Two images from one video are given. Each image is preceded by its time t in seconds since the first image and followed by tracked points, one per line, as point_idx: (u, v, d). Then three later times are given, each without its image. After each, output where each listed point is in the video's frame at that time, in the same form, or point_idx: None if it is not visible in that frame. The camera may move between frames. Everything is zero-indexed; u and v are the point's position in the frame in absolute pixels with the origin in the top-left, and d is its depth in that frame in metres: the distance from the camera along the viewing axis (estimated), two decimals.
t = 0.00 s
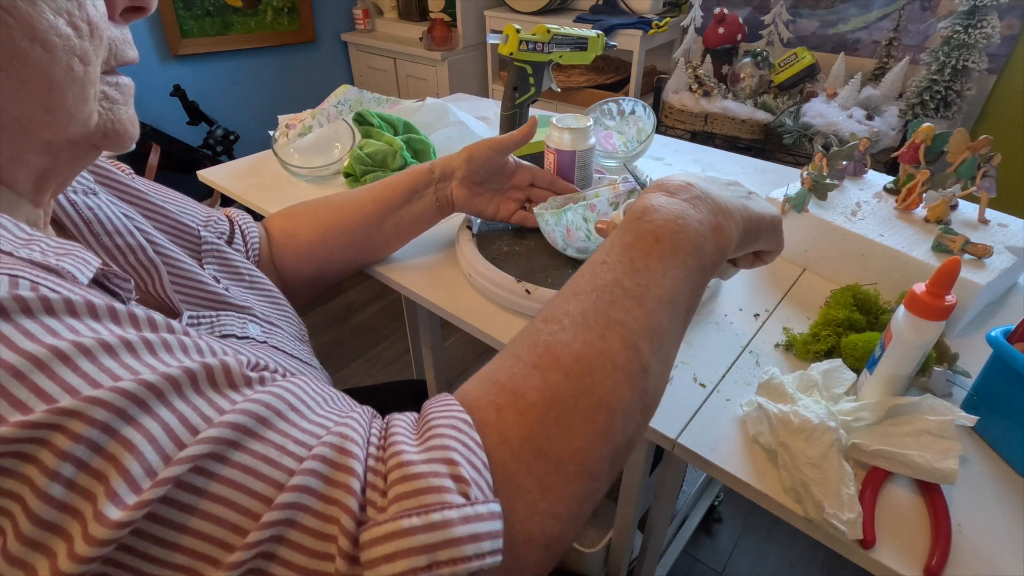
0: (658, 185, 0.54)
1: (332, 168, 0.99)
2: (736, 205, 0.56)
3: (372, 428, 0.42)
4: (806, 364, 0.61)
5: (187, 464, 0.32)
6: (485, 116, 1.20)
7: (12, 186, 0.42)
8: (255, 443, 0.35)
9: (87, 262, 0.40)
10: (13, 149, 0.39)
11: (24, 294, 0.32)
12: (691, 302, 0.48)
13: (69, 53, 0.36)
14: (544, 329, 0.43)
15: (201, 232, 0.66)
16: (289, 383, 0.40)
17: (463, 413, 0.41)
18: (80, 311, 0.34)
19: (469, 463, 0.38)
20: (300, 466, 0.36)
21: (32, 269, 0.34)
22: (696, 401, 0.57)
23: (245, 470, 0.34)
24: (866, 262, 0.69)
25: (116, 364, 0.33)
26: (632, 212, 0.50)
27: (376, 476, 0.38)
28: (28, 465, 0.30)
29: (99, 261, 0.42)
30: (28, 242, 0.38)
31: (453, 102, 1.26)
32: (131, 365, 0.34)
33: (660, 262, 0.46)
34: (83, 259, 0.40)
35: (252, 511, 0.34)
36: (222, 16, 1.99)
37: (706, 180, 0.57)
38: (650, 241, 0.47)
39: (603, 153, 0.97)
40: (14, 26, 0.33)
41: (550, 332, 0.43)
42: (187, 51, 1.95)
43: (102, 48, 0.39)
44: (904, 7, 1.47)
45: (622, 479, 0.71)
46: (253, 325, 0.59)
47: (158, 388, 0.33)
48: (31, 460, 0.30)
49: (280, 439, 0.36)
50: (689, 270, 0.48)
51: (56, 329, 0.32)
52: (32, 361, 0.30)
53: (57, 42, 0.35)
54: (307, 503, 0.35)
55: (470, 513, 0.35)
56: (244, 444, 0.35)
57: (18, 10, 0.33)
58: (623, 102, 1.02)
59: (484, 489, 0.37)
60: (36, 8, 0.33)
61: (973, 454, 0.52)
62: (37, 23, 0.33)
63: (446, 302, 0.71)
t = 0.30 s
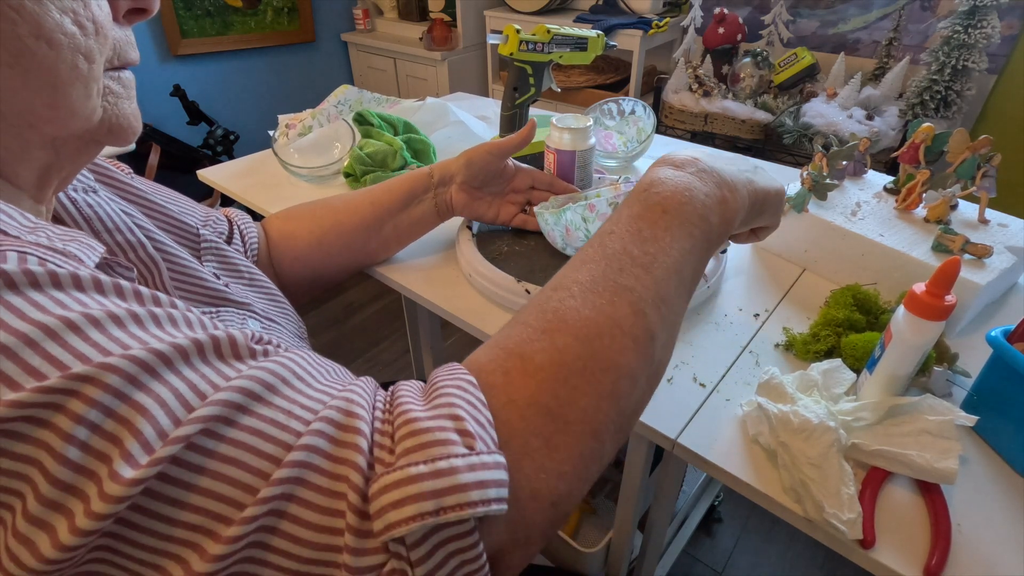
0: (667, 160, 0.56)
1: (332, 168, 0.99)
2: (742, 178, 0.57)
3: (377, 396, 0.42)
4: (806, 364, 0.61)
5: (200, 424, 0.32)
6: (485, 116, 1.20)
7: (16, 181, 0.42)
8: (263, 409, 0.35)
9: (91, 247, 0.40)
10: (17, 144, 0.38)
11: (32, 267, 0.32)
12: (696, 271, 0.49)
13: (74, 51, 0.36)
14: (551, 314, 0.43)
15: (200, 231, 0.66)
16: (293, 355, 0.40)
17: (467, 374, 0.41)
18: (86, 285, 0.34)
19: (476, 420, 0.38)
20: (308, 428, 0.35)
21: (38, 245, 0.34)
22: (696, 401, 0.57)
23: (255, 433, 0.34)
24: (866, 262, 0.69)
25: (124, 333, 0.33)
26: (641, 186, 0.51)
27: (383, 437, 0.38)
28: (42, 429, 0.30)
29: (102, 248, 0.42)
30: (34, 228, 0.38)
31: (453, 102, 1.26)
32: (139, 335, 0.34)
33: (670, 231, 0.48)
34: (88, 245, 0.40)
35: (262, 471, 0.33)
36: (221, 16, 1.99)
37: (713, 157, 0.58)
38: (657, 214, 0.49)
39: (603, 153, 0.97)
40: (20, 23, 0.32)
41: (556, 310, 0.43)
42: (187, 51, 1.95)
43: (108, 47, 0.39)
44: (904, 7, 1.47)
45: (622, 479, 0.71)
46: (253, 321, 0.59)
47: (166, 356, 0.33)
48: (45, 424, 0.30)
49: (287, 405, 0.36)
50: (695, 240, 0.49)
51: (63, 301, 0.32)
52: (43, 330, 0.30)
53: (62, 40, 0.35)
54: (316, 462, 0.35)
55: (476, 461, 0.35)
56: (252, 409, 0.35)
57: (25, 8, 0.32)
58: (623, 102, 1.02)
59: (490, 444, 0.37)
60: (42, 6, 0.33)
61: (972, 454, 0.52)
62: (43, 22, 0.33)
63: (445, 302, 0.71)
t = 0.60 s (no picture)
0: (663, 163, 0.55)
1: (332, 168, 0.99)
2: (742, 177, 0.57)
3: (375, 397, 0.42)
4: (806, 364, 0.61)
5: (194, 420, 0.32)
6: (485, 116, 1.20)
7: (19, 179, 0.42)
8: (259, 407, 0.35)
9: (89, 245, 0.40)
10: (20, 142, 0.38)
11: (31, 264, 0.32)
12: (696, 269, 0.49)
13: (77, 50, 0.36)
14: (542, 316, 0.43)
15: (200, 231, 0.66)
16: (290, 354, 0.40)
17: (466, 375, 0.41)
18: (85, 283, 0.34)
19: (472, 420, 0.38)
20: (303, 427, 0.35)
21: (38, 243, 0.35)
22: (696, 401, 0.57)
23: (249, 432, 0.34)
24: (866, 262, 0.69)
25: (121, 330, 0.33)
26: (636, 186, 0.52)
27: (379, 436, 0.38)
28: (36, 425, 0.30)
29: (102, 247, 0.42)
30: (34, 226, 0.38)
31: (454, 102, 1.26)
32: (134, 332, 0.34)
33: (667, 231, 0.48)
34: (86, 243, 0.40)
35: (256, 470, 0.33)
36: (221, 16, 1.99)
37: (710, 159, 0.58)
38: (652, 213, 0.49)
39: (603, 153, 0.97)
40: (24, 23, 0.32)
41: (551, 308, 0.43)
42: (187, 51, 1.95)
43: (111, 47, 0.39)
44: (904, 7, 1.47)
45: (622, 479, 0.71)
46: (253, 321, 0.59)
47: (162, 354, 0.33)
48: (39, 421, 0.30)
49: (283, 403, 0.36)
50: (692, 238, 0.49)
51: (61, 298, 0.32)
52: (39, 326, 0.30)
53: (66, 40, 0.35)
54: (310, 463, 0.35)
55: (471, 460, 0.35)
56: (247, 408, 0.35)
57: (29, 8, 0.32)
58: (623, 102, 1.02)
59: (487, 444, 0.37)
60: (46, 7, 0.33)
61: (972, 454, 0.52)
62: (47, 21, 0.33)
63: (445, 302, 0.71)
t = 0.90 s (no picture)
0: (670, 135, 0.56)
1: (332, 168, 0.99)
2: (747, 148, 0.58)
3: (387, 355, 0.42)
4: (806, 364, 0.61)
5: (211, 370, 0.32)
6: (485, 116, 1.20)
7: (25, 180, 0.41)
8: (273, 361, 0.35)
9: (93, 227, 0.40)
10: (25, 142, 0.38)
11: (40, 233, 0.32)
12: (705, 232, 0.49)
13: (83, 52, 0.36)
14: (537, 296, 0.43)
15: (200, 231, 0.66)
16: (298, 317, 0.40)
17: (478, 325, 0.41)
18: (93, 252, 0.35)
19: (487, 360, 0.37)
20: (318, 377, 0.36)
21: (46, 218, 0.35)
22: (695, 401, 0.57)
23: (265, 384, 0.34)
24: (866, 262, 0.69)
25: (132, 294, 0.33)
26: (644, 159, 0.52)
27: (396, 384, 0.38)
28: (54, 383, 0.29)
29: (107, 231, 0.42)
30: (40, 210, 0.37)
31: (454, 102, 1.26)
32: (145, 296, 0.34)
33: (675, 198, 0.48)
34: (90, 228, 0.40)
35: (274, 415, 0.33)
36: (221, 16, 1.99)
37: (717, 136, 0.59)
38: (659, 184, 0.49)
39: (603, 153, 0.97)
40: (32, 23, 0.33)
41: (546, 289, 0.43)
42: (187, 51, 1.96)
43: (116, 49, 0.39)
44: (904, 7, 1.47)
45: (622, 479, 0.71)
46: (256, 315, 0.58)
47: (176, 316, 0.33)
48: (57, 379, 0.29)
49: (296, 358, 0.36)
50: (700, 201, 0.49)
51: (71, 266, 0.32)
52: (54, 289, 0.30)
53: (72, 41, 0.35)
54: (328, 409, 0.35)
55: (488, 389, 0.35)
56: (262, 362, 0.35)
57: (36, 8, 0.32)
58: (623, 103, 1.02)
59: (503, 377, 0.37)
60: (54, 8, 0.33)
61: (972, 454, 0.52)
62: (54, 21, 0.33)
63: (445, 302, 0.71)
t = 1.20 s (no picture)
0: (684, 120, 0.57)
1: (333, 168, 0.99)
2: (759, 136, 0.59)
3: (397, 336, 0.42)
4: (806, 364, 0.61)
5: (224, 343, 0.32)
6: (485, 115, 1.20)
7: (30, 177, 0.41)
8: (284, 340, 0.35)
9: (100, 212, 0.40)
10: (32, 140, 0.38)
11: (53, 216, 0.32)
12: (717, 210, 0.50)
13: (92, 51, 0.36)
14: (543, 284, 0.42)
15: (202, 227, 0.66)
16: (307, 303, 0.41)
17: (489, 301, 0.42)
18: (104, 235, 0.35)
19: (501, 329, 0.37)
20: (330, 354, 0.36)
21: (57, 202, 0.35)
22: (695, 401, 0.57)
23: (279, 359, 0.34)
24: (866, 261, 0.69)
25: (145, 276, 0.33)
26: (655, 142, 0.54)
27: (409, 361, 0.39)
28: (66, 360, 0.29)
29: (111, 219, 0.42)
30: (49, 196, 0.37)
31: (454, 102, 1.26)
32: (157, 278, 0.34)
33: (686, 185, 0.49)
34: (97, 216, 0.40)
35: (289, 387, 0.33)
36: (222, 16, 1.99)
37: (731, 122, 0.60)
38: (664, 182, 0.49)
39: (603, 153, 0.97)
40: (42, 21, 0.32)
41: (550, 278, 0.42)
42: (187, 50, 1.96)
43: (123, 49, 0.39)
44: (904, 7, 1.47)
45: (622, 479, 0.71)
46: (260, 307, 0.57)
47: (189, 297, 0.34)
48: (69, 356, 0.29)
49: (308, 337, 0.37)
50: (713, 182, 0.50)
51: (84, 247, 0.33)
52: (67, 270, 0.31)
53: (81, 39, 0.35)
54: (341, 382, 0.35)
55: (503, 351, 0.35)
56: (274, 340, 0.35)
57: (47, 6, 0.32)
58: (623, 102, 1.02)
59: (516, 344, 0.37)
60: (64, 7, 0.33)
61: (972, 454, 0.52)
62: (65, 20, 0.33)
63: (445, 303, 0.71)
